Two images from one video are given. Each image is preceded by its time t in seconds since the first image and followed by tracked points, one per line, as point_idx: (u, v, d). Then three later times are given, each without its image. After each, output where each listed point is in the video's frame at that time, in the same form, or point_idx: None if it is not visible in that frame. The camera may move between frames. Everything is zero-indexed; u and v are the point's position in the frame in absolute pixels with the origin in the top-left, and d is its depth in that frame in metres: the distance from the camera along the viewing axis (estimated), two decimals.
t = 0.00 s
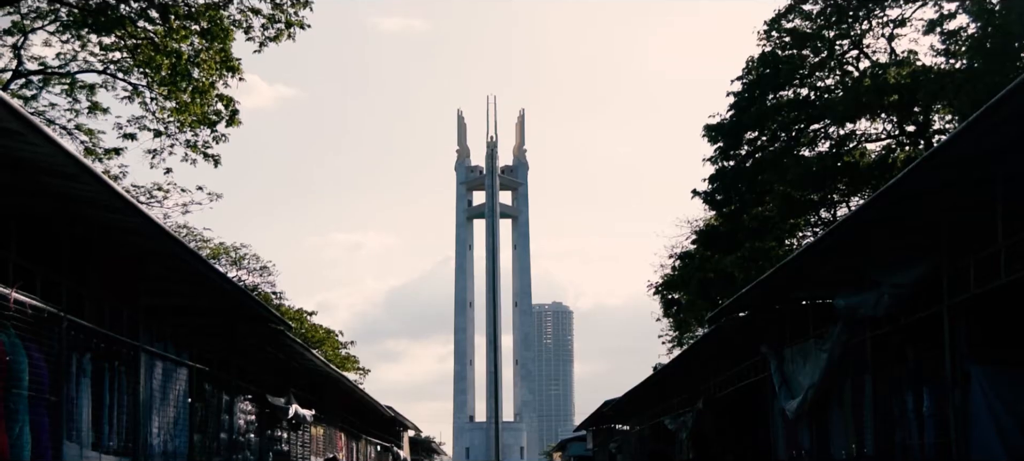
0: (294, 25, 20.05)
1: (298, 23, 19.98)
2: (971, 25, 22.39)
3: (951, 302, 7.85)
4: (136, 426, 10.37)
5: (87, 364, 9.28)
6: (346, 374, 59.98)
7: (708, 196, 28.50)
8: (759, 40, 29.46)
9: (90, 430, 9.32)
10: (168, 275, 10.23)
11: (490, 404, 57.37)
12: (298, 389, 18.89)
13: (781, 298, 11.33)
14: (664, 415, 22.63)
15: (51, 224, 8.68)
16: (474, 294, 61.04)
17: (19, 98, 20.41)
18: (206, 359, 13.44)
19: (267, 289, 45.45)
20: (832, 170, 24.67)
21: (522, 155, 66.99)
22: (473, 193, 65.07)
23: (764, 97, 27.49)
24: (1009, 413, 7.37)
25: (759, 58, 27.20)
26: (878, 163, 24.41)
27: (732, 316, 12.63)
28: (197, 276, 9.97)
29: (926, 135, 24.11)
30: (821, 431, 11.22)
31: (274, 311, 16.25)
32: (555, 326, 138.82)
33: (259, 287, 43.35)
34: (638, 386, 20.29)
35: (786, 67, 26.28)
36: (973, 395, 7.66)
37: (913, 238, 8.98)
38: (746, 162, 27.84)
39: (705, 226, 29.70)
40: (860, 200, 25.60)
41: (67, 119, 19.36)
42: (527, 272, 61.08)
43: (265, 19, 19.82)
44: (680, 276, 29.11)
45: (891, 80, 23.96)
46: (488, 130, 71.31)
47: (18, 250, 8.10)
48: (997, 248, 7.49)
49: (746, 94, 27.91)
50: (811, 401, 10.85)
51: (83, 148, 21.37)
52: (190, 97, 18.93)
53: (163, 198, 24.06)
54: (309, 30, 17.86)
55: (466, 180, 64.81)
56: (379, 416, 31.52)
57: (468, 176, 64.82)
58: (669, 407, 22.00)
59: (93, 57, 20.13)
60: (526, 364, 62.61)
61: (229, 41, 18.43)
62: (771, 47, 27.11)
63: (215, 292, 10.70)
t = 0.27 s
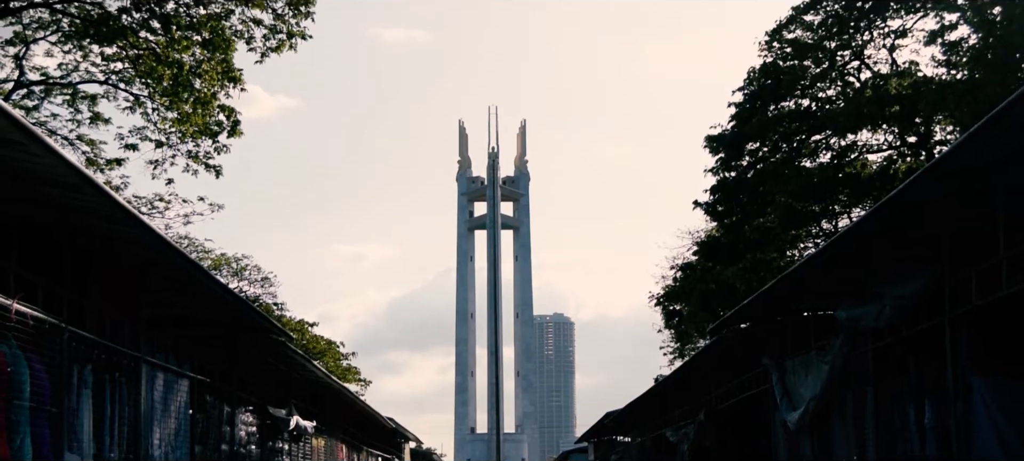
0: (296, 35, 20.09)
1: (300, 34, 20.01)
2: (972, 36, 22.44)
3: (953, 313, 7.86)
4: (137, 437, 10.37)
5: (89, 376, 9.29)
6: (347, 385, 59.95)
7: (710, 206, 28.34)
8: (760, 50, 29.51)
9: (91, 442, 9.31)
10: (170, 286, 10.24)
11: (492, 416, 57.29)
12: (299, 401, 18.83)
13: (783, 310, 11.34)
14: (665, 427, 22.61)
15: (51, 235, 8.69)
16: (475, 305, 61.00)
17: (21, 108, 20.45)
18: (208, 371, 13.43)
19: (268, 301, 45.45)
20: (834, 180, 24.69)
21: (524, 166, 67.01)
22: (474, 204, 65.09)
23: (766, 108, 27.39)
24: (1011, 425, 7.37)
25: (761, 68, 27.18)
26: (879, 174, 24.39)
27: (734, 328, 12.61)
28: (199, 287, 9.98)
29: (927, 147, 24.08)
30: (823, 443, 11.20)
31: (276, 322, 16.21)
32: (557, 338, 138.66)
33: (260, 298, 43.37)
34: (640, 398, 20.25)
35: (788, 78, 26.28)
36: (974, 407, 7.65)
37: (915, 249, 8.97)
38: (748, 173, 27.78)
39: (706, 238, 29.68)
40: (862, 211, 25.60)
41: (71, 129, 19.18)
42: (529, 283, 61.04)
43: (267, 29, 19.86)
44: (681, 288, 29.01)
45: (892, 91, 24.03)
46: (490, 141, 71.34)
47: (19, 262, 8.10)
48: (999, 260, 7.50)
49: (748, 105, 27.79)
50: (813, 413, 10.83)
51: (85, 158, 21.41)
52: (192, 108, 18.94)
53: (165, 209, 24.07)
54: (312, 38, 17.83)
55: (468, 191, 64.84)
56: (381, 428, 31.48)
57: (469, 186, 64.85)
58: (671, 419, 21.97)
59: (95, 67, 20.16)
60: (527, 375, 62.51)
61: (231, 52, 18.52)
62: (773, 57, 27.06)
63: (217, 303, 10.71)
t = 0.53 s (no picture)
0: (297, 46, 20.14)
1: (302, 44, 20.06)
2: (973, 47, 22.47)
3: (955, 325, 7.83)
4: (139, 449, 10.38)
5: (90, 387, 9.31)
6: (348, 396, 59.91)
7: (711, 217, 28.32)
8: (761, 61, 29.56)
9: (92, 454, 9.31)
10: (171, 297, 10.23)
11: (494, 427, 57.25)
12: (301, 413, 18.90)
13: (784, 322, 11.35)
14: (667, 438, 22.61)
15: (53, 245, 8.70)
16: (477, 316, 60.98)
17: (23, 118, 20.54)
18: (209, 382, 13.45)
19: (269, 312, 45.47)
20: (835, 191, 24.71)
21: (525, 176, 67.06)
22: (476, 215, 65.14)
23: (767, 119, 27.39)
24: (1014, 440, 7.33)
25: (762, 79, 27.20)
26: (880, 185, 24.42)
27: (735, 339, 12.61)
28: (201, 298, 9.98)
29: (928, 158, 24.18)
30: (824, 456, 11.17)
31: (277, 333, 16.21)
32: (558, 349, 138.61)
33: (262, 309, 43.40)
34: (641, 409, 20.27)
35: (789, 88, 26.29)
36: (977, 421, 7.62)
37: (916, 262, 8.96)
38: (750, 185, 27.75)
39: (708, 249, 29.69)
40: (864, 222, 25.57)
41: (72, 139, 20.51)
42: (530, 294, 61.06)
43: (269, 40, 19.91)
44: (683, 300, 28.81)
45: (894, 102, 24.10)
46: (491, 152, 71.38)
47: (21, 273, 8.11)
48: (1001, 272, 7.50)
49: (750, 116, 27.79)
50: (814, 425, 10.80)
51: (87, 169, 21.43)
52: (194, 118, 18.97)
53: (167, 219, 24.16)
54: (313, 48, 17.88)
55: (469, 201, 64.86)
56: (383, 440, 31.49)
57: (470, 197, 64.87)
58: (673, 430, 21.97)
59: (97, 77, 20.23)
60: (527, 386, 62.44)
61: (233, 62, 18.57)
62: (775, 68, 27.09)
63: (218, 314, 10.71)
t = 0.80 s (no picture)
0: (299, 58, 20.20)
1: (303, 57, 20.12)
2: (974, 59, 22.50)
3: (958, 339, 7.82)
4: None
5: (92, 399, 9.31)
6: (349, 410, 59.84)
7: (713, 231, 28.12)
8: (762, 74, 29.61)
9: None
10: (171, 311, 10.23)
11: (495, 441, 57.18)
12: (302, 426, 18.96)
13: (785, 335, 11.35)
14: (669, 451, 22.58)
15: (57, 259, 8.71)
16: (478, 330, 60.93)
17: (25, 131, 20.58)
18: (211, 396, 13.47)
19: (270, 325, 45.45)
20: (837, 204, 24.72)
21: (527, 189, 67.13)
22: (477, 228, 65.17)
23: (769, 131, 27.40)
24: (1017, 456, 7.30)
25: (764, 92, 27.25)
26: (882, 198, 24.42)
27: (737, 353, 12.60)
28: (203, 312, 9.98)
29: (930, 171, 24.21)
30: None
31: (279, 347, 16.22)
32: (559, 362, 138.49)
33: (263, 322, 43.41)
34: (643, 424, 20.27)
35: (790, 101, 26.32)
36: (980, 435, 7.60)
37: (917, 275, 8.96)
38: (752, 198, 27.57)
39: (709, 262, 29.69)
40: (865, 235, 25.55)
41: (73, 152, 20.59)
42: (531, 307, 61.06)
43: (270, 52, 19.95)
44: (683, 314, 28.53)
45: (895, 114, 24.17)
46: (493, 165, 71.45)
47: (23, 286, 8.12)
48: (1002, 287, 7.49)
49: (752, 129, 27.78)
50: (816, 439, 10.79)
51: (88, 181, 21.46)
52: (195, 130, 19.00)
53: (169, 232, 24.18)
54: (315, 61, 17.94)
55: (471, 214, 64.91)
56: (384, 454, 31.47)
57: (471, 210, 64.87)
58: (675, 444, 21.94)
59: (99, 90, 20.28)
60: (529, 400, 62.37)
61: (235, 75, 18.63)
62: (776, 81, 27.14)
63: (219, 328, 10.72)
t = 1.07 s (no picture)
0: (300, 70, 20.22)
1: (305, 68, 20.15)
2: (975, 70, 22.53)
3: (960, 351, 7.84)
4: None
5: (92, 411, 9.30)
6: (350, 422, 59.75)
7: (714, 242, 28.18)
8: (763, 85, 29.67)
9: None
10: (172, 323, 10.22)
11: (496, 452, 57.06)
12: (302, 439, 18.95)
13: (786, 348, 11.36)
14: None
15: (59, 270, 8.73)
16: (479, 342, 60.85)
17: (26, 142, 20.59)
18: (212, 408, 13.45)
19: (271, 337, 45.38)
20: (838, 216, 24.74)
21: (528, 201, 67.13)
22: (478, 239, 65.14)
23: (769, 143, 27.41)
24: None
25: (765, 103, 27.29)
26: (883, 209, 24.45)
27: (739, 365, 12.59)
28: (205, 323, 9.98)
29: (931, 183, 24.25)
30: None
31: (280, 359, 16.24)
32: (560, 375, 138.32)
33: (264, 333, 43.41)
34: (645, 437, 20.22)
35: (791, 112, 26.35)
36: (981, 448, 7.62)
37: (917, 288, 8.99)
38: (752, 209, 27.63)
39: (710, 274, 29.68)
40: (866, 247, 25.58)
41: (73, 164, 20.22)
42: (532, 319, 61.00)
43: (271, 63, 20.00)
44: (684, 325, 28.49)
45: (896, 126, 24.20)
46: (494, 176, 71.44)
47: (24, 298, 8.12)
48: (1004, 299, 7.49)
49: (752, 140, 27.80)
50: (817, 452, 10.79)
51: (90, 192, 21.47)
52: (196, 141, 19.01)
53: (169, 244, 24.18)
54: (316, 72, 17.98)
55: (472, 226, 64.90)
56: None
57: (473, 221, 64.86)
58: (676, 456, 21.89)
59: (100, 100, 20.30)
60: (530, 412, 62.22)
61: (236, 86, 18.65)
62: (777, 92, 27.19)
63: (221, 340, 10.72)
